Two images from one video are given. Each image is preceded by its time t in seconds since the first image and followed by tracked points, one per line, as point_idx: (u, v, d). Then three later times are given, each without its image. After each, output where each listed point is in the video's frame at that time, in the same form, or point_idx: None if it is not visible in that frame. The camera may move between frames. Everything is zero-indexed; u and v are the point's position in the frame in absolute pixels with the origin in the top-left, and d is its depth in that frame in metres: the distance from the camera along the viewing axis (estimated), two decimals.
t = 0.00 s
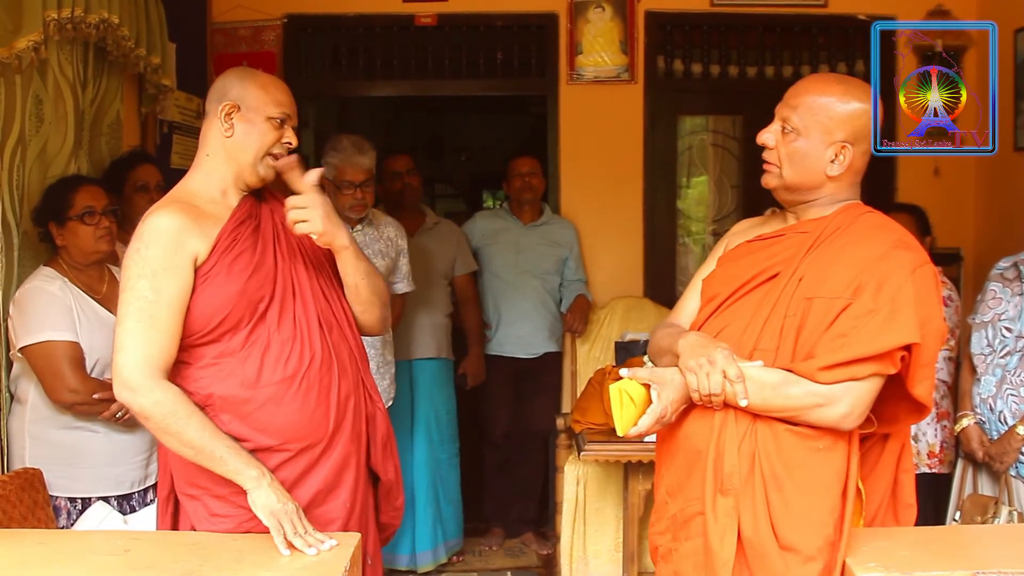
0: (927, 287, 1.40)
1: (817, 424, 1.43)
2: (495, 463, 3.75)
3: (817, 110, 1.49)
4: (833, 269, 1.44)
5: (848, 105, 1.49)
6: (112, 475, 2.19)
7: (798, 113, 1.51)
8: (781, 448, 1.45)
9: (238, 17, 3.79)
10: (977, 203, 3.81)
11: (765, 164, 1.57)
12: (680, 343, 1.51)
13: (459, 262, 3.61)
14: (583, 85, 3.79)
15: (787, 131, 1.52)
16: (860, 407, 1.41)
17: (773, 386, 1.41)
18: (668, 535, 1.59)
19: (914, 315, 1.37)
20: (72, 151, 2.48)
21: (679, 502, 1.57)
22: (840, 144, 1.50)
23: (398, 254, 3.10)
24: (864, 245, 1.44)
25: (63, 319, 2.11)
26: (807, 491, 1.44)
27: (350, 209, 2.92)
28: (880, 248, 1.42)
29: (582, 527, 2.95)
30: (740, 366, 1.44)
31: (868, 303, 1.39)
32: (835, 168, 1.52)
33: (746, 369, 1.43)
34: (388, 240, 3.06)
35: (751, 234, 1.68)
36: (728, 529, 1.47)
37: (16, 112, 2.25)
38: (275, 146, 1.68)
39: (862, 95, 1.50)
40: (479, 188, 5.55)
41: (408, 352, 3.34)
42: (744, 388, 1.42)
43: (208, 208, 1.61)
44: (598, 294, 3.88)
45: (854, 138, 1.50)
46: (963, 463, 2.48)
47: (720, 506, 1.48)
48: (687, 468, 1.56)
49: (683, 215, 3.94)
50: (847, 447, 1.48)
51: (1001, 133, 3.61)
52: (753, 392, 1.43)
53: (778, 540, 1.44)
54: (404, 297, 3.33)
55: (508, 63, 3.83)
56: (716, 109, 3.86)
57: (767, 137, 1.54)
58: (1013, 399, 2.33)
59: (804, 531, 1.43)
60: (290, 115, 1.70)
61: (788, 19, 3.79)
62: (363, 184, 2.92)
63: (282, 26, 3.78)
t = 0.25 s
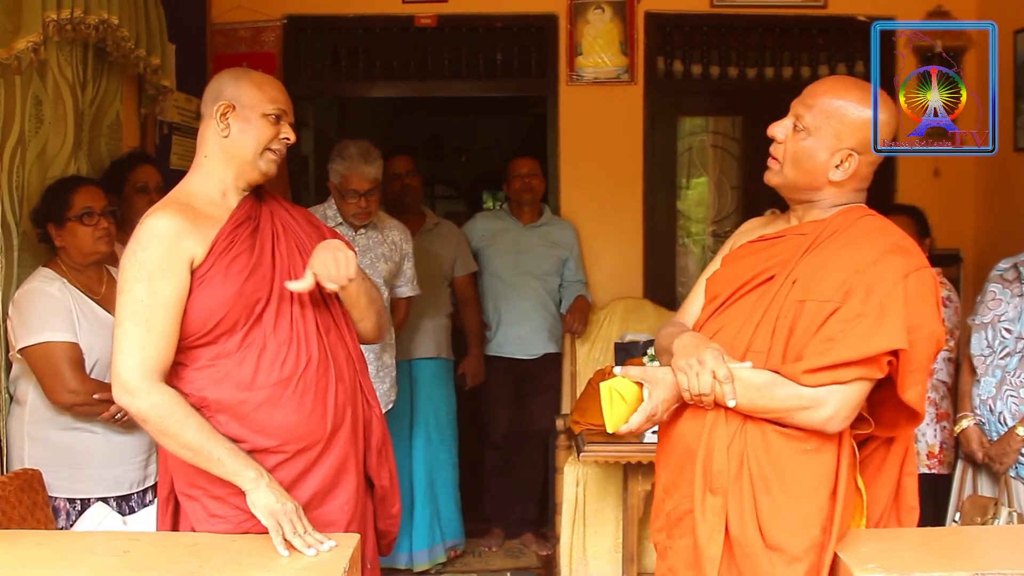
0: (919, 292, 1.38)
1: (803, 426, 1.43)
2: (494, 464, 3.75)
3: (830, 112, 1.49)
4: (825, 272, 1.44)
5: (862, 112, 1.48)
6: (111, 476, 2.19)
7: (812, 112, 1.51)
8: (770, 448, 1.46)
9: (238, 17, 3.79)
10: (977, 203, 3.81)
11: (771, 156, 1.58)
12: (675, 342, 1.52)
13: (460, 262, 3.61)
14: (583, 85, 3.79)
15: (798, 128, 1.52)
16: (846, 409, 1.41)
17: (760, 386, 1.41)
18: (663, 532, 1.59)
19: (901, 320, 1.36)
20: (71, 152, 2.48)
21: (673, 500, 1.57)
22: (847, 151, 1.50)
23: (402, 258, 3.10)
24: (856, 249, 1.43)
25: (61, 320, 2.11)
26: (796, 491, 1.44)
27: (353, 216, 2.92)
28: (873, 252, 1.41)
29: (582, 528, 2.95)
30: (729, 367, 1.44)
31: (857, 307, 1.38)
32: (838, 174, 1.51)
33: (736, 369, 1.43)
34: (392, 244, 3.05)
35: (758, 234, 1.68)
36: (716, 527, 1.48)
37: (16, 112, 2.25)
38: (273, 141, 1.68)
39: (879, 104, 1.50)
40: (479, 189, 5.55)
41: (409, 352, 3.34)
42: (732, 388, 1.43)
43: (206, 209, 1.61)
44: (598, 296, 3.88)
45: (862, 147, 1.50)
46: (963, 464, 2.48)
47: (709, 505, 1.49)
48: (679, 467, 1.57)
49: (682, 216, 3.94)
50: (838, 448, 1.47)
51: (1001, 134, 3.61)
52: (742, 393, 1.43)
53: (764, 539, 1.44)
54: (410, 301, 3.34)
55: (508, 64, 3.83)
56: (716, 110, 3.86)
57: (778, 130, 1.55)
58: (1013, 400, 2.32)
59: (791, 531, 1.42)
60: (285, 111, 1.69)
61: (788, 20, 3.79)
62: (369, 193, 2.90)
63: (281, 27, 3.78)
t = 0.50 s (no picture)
0: (913, 294, 1.38)
1: (797, 428, 1.42)
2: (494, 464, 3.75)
3: (832, 111, 1.49)
4: (820, 273, 1.44)
5: (864, 114, 1.48)
6: (111, 476, 2.19)
7: (814, 110, 1.51)
8: (764, 449, 1.45)
9: (239, 17, 3.79)
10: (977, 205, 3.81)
11: (773, 153, 1.58)
12: (676, 343, 1.55)
13: (461, 263, 3.61)
14: (584, 86, 3.79)
15: (800, 126, 1.52)
16: (838, 411, 1.39)
17: (753, 388, 1.42)
18: (663, 533, 1.60)
19: (893, 322, 1.35)
20: (72, 152, 2.47)
21: (672, 501, 1.57)
22: (847, 152, 1.50)
23: (408, 261, 3.11)
24: (851, 251, 1.42)
25: (61, 320, 2.11)
26: (791, 492, 1.43)
27: (359, 221, 2.91)
28: (867, 253, 1.41)
29: (582, 529, 2.95)
30: (724, 370, 1.44)
31: (850, 308, 1.38)
32: (839, 174, 1.51)
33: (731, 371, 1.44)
34: (398, 247, 3.06)
35: (760, 235, 1.68)
36: (712, 528, 1.48)
37: (16, 111, 2.25)
38: (278, 139, 1.68)
39: (881, 106, 1.50)
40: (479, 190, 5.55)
41: (410, 353, 3.35)
42: (725, 390, 1.43)
43: (210, 210, 1.61)
44: (598, 297, 3.88)
45: (863, 148, 1.50)
46: (963, 466, 2.47)
47: (705, 505, 1.50)
48: (677, 468, 1.57)
49: (683, 217, 3.94)
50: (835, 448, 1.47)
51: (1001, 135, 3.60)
52: (736, 395, 1.43)
53: (759, 540, 1.44)
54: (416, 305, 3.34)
55: (509, 64, 3.83)
56: (717, 111, 3.86)
57: (781, 127, 1.55)
58: (1013, 402, 2.32)
59: (786, 532, 1.42)
60: (285, 107, 1.69)
61: (788, 21, 3.79)
62: (377, 200, 2.88)
63: (282, 27, 3.78)
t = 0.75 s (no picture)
0: (908, 292, 1.37)
1: (793, 426, 1.42)
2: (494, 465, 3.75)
3: (833, 112, 1.49)
4: (816, 271, 1.43)
5: (866, 114, 1.48)
6: (110, 476, 2.20)
7: (815, 112, 1.51)
8: (761, 448, 1.46)
9: (238, 18, 3.79)
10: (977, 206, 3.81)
11: (773, 156, 1.58)
12: (674, 342, 1.55)
13: (462, 263, 3.61)
14: (584, 87, 3.79)
15: (801, 128, 1.52)
16: (833, 410, 1.39)
17: (749, 387, 1.42)
18: (662, 532, 1.60)
19: (886, 320, 1.35)
20: (71, 152, 2.47)
21: (670, 499, 1.58)
22: (850, 152, 1.50)
23: (412, 263, 3.12)
24: (846, 250, 1.42)
25: (60, 320, 2.11)
26: (789, 490, 1.43)
27: (365, 222, 2.91)
28: (863, 252, 1.40)
29: (581, 529, 2.94)
30: (720, 369, 1.44)
31: (844, 306, 1.38)
32: (842, 174, 1.51)
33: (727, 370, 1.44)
34: (402, 248, 3.06)
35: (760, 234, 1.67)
36: (709, 526, 1.48)
37: (16, 111, 2.25)
38: (285, 139, 1.68)
39: (882, 105, 1.50)
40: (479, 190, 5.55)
41: (411, 354, 3.35)
42: (720, 389, 1.43)
43: (223, 210, 1.59)
44: (598, 297, 3.88)
45: (865, 149, 1.50)
46: (963, 467, 2.47)
47: (703, 503, 1.50)
48: (676, 467, 1.57)
49: (683, 217, 3.93)
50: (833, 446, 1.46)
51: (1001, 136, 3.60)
52: (732, 394, 1.44)
53: (756, 537, 1.44)
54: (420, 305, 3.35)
55: (509, 65, 3.83)
56: (717, 111, 3.86)
57: (781, 129, 1.55)
58: (1013, 403, 2.32)
59: (783, 530, 1.42)
60: (292, 107, 1.69)
61: (788, 22, 3.79)
62: (382, 201, 2.87)
63: (282, 27, 3.78)
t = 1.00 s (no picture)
0: (904, 285, 1.37)
1: (790, 421, 1.42)
2: (494, 465, 3.75)
3: (828, 111, 1.49)
4: (812, 266, 1.43)
5: (860, 112, 1.48)
6: (109, 477, 2.19)
7: (810, 110, 1.50)
8: (759, 445, 1.45)
9: (237, 19, 3.79)
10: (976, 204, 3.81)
11: (769, 157, 1.57)
12: (670, 340, 1.55)
13: (462, 264, 3.60)
14: (582, 87, 3.79)
15: (797, 127, 1.52)
16: (830, 404, 1.38)
17: (745, 382, 1.42)
18: (662, 530, 1.60)
19: (881, 313, 1.35)
20: (71, 153, 2.47)
21: (670, 497, 1.58)
22: (846, 150, 1.50)
23: (413, 264, 3.11)
24: (842, 246, 1.42)
25: (59, 321, 2.10)
26: (787, 488, 1.43)
27: (367, 222, 2.90)
28: (858, 246, 1.40)
29: (582, 529, 2.94)
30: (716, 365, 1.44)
31: (841, 300, 1.38)
32: (839, 172, 1.51)
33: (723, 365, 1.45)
34: (403, 249, 3.05)
35: (755, 233, 1.68)
36: (709, 523, 1.48)
37: (15, 112, 2.25)
38: (299, 138, 1.68)
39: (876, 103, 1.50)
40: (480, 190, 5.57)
41: (411, 355, 3.35)
42: (716, 388, 1.44)
43: (237, 211, 1.58)
44: (598, 297, 3.88)
45: (861, 146, 1.50)
46: (963, 466, 2.47)
47: (702, 501, 1.50)
48: (675, 465, 1.57)
49: (682, 217, 3.93)
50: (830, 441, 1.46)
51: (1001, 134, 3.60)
52: (729, 390, 1.44)
53: (756, 534, 1.44)
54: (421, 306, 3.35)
55: (507, 65, 3.83)
56: (715, 111, 3.86)
57: (776, 130, 1.54)
58: (1013, 402, 2.32)
59: (782, 527, 1.42)
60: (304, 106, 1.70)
61: (787, 21, 3.79)
62: (386, 201, 2.86)
63: (281, 28, 3.78)
